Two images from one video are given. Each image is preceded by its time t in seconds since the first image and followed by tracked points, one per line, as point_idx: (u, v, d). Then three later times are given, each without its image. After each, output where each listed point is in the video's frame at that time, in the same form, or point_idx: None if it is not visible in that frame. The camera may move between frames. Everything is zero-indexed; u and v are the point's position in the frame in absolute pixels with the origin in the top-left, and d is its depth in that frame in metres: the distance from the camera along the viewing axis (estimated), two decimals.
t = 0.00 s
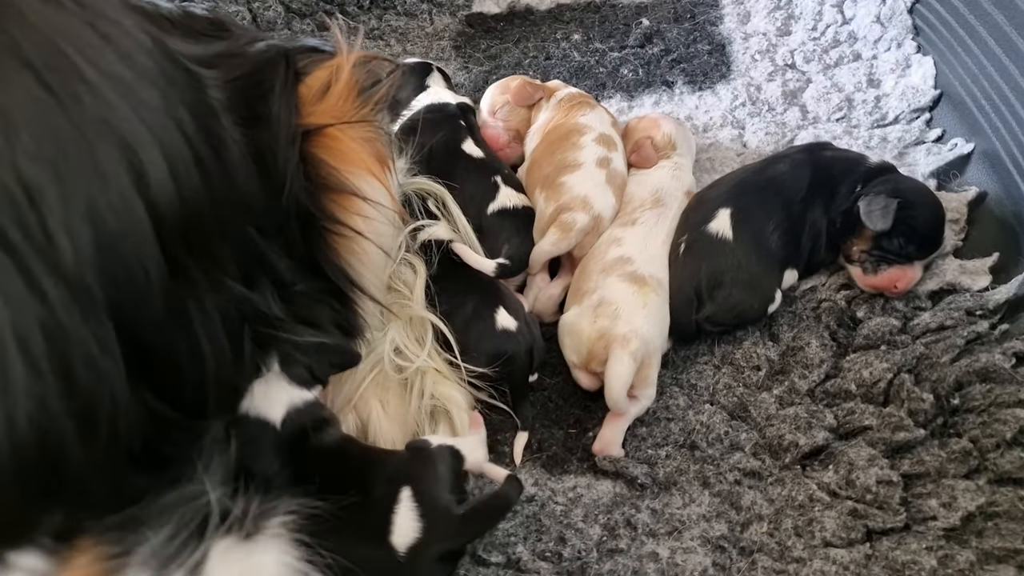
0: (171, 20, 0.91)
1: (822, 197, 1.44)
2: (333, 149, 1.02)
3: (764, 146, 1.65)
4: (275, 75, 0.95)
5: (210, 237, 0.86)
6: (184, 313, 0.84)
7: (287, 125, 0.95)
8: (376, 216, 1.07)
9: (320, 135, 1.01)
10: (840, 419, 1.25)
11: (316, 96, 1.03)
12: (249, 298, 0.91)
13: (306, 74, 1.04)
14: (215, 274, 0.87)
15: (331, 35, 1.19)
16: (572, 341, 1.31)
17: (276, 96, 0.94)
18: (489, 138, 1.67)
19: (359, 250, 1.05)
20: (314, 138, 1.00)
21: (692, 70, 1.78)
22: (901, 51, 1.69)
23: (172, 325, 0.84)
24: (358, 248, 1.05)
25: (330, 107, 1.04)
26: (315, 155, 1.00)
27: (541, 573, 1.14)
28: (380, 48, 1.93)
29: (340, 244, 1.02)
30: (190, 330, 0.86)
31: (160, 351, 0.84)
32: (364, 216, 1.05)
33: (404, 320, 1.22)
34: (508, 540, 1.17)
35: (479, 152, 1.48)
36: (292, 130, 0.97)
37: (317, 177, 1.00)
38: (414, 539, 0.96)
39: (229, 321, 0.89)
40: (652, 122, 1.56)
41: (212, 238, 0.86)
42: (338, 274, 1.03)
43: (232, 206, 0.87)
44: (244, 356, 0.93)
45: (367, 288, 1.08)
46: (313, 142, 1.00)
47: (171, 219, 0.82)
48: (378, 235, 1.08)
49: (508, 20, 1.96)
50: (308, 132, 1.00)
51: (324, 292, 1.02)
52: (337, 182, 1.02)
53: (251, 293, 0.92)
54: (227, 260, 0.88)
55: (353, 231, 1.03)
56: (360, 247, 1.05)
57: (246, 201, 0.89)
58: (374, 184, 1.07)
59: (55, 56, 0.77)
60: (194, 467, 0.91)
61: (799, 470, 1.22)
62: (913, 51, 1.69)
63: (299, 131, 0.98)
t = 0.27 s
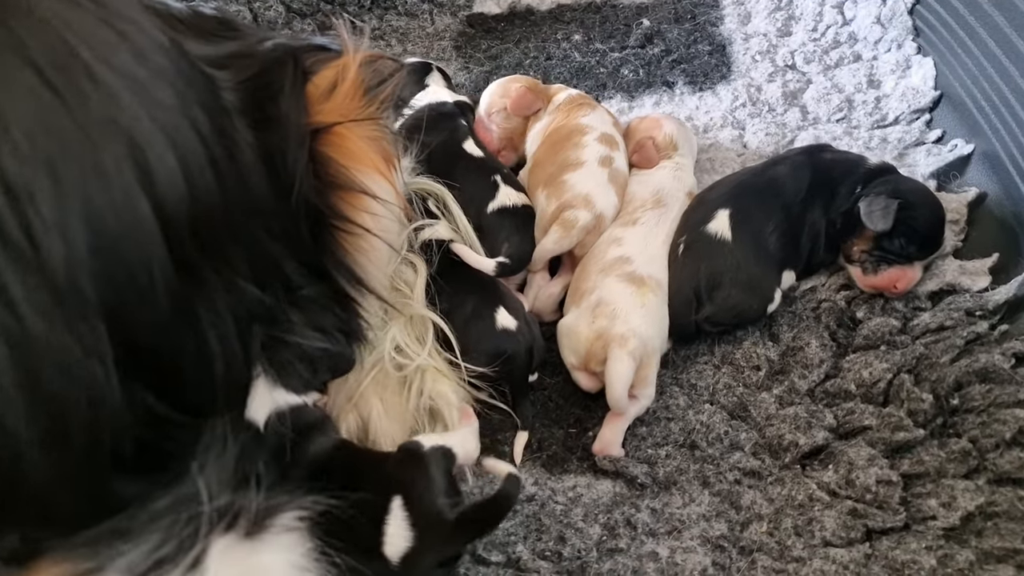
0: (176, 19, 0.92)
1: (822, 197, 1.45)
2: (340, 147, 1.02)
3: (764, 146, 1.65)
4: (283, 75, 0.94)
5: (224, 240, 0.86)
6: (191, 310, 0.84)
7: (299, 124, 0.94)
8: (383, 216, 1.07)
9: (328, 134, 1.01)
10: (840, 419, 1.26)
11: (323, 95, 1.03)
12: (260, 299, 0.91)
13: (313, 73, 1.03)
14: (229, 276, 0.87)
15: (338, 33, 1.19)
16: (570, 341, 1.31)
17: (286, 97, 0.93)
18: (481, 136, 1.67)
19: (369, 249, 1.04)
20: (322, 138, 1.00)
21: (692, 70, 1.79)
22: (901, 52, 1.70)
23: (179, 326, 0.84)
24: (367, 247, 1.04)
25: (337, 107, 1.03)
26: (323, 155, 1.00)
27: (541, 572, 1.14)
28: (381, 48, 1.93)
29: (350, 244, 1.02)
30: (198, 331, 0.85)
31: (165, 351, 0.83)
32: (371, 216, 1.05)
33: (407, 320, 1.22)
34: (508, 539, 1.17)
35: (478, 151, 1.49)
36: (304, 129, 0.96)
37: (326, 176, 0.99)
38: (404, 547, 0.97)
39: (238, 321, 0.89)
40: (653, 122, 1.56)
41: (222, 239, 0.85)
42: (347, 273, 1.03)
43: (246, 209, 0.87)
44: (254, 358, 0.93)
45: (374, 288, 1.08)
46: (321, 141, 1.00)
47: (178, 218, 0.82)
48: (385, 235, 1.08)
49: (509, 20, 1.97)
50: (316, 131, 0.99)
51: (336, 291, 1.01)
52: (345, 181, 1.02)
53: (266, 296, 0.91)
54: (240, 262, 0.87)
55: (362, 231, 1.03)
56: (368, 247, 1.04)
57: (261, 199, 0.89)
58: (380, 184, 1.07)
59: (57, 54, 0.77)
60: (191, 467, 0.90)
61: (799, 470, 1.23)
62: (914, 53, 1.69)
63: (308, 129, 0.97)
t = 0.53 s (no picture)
0: (176, 20, 0.91)
1: (819, 199, 1.45)
2: (344, 150, 1.02)
3: (764, 148, 1.65)
4: (286, 77, 0.94)
5: (216, 240, 0.82)
6: (180, 317, 0.81)
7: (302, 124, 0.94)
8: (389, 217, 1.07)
9: (332, 135, 1.00)
10: (839, 422, 1.26)
11: (325, 96, 1.02)
12: (256, 304, 0.88)
13: (314, 75, 1.03)
14: (218, 278, 0.84)
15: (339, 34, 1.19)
16: (569, 343, 1.31)
17: (289, 98, 0.93)
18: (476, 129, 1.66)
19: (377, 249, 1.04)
20: (325, 139, 1.00)
21: (691, 72, 1.79)
22: (901, 54, 1.70)
23: (162, 332, 0.80)
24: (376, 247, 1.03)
25: (339, 107, 1.03)
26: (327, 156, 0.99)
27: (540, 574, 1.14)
28: (381, 49, 1.93)
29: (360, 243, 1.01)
30: (182, 336, 0.82)
31: (153, 359, 0.80)
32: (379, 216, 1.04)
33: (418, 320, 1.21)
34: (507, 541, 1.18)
35: (478, 152, 1.48)
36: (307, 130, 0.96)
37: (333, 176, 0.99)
38: (459, 538, 1.05)
39: (232, 327, 0.86)
40: (652, 123, 1.56)
41: (216, 240, 0.82)
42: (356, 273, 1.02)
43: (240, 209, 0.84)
44: (254, 363, 0.91)
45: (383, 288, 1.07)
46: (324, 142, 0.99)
47: (167, 223, 0.79)
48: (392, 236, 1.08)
49: (509, 22, 1.96)
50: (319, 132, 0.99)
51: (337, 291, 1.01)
52: (351, 182, 1.01)
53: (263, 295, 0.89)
54: (233, 264, 0.84)
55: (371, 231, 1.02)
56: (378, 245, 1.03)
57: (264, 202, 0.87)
58: (383, 184, 1.06)
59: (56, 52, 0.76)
60: (182, 475, 0.88)
61: (798, 472, 1.23)
62: (914, 55, 1.69)
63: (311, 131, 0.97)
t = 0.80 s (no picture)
0: (176, 18, 0.91)
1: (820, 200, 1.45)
2: (344, 146, 1.01)
3: (766, 147, 1.65)
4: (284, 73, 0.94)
5: (200, 237, 0.85)
6: (157, 311, 0.83)
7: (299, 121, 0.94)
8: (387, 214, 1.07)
9: (332, 133, 1.01)
10: (840, 421, 1.26)
11: (324, 95, 1.03)
12: (243, 300, 0.89)
13: (313, 75, 1.03)
14: (203, 272, 0.86)
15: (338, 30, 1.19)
16: (572, 343, 1.31)
17: (286, 96, 0.93)
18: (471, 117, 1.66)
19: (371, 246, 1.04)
20: (325, 136, 1.00)
21: (694, 72, 1.79)
22: (903, 54, 1.69)
23: (142, 326, 0.83)
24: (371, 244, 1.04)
25: (338, 105, 1.03)
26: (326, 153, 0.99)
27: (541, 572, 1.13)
28: (383, 48, 1.93)
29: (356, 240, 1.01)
30: (162, 329, 0.84)
31: (133, 354, 0.83)
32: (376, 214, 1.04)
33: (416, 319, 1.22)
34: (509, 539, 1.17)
35: (480, 148, 1.48)
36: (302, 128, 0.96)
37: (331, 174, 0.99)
38: (460, 538, 1.02)
39: (216, 322, 0.88)
40: (653, 122, 1.56)
41: (199, 236, 0.84)
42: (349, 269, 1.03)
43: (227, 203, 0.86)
44: (242, 359, 0.93)
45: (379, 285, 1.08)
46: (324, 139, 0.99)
47: (145, 223, 0.81)
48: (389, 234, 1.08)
49: (511, 21, 1.96)
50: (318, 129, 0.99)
51: (337, 288, 1.01)
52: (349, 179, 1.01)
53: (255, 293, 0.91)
54: (218, 257, 0.86)
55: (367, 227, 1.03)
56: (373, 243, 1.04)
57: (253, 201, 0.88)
58: (382, 182, 1.06)
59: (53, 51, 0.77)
60: (173, 470, 0.90)
61: (799, 471, 1.22)
62: (916, 55, 1.69)
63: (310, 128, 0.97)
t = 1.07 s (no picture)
0: (178, 18, 0.92)
1: (824, 200, 1.45)
2: (344, 146, 1.02)
3: (766, 149, 1.65)
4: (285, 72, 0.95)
5: (184, 206, 0.82)
6: (142, 279, 0.80)
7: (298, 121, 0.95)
8: (386, 215, 1.08)
9: (332, 133, 1.01)
10: (840, 422, 1.26)
11: (325, 95, 1.03)
12: (236, 276, 0.87)
13: (314, 74, 1.04)
14: (190, 243, 0.83)
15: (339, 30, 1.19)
16: (573, 344, 1.31)
17: (282, 92, 0.93)
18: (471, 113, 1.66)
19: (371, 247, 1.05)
20: (325, 137, 1.00)
21: (695, 73, 1.79)
22: (904, 57, 1.70)
23: (122, 292, 0.79)
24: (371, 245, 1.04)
25: (340, 105, 1.03)
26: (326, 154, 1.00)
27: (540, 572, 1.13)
28: (385, 48, 1.93)
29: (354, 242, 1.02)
30: (145, 296, 0.81)
31: (122, 331, 0.80)
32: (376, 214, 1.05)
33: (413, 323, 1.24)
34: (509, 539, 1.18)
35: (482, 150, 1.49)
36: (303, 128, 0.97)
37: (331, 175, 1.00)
38: (460, 549, 1.04)
39: (207, 296, 0.85)
40: (654, 123, 1.57)
41: (186, 208, 0.82)
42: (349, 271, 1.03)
43: (218, 178, 0.84)
44: (239, 341, 0.90)
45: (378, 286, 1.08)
46: (324, 140, 1.00)
47: (131, 193, 0.78)
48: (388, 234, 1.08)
49: (512, 22, 1.97)
50: (318, 130, 1.00)
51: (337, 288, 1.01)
52: (349, 179, 1.02)
53: (249, 272, 0.89)
54: (209, 232, 0.84)
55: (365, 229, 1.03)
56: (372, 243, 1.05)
57: (253, 197, 0.87)
58: (382, 183, 1.07)
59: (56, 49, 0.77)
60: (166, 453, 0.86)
61: (798, 472, 1.23)
62: (916, 57, 1.69)
63: (310, 128, 0.98)
